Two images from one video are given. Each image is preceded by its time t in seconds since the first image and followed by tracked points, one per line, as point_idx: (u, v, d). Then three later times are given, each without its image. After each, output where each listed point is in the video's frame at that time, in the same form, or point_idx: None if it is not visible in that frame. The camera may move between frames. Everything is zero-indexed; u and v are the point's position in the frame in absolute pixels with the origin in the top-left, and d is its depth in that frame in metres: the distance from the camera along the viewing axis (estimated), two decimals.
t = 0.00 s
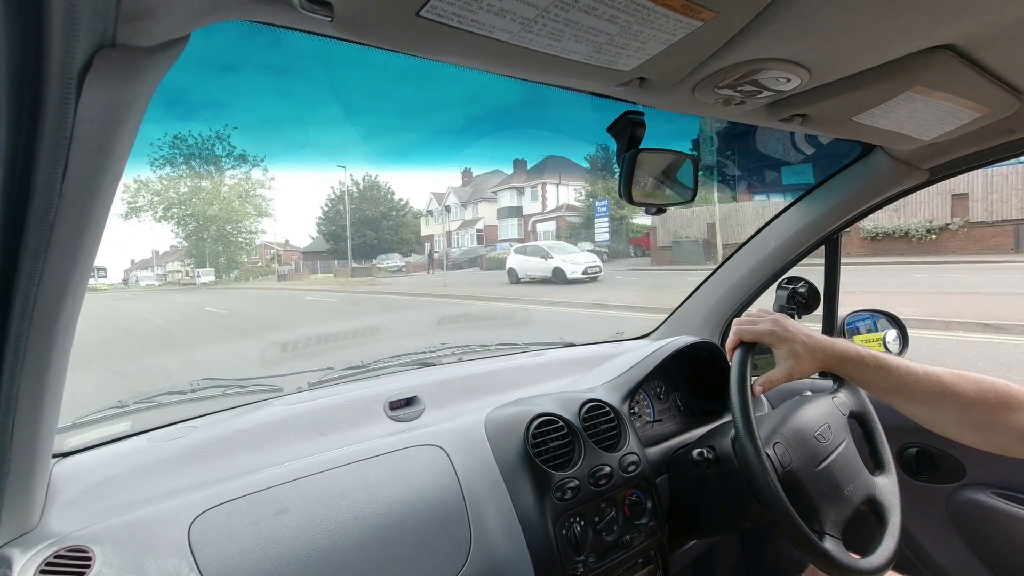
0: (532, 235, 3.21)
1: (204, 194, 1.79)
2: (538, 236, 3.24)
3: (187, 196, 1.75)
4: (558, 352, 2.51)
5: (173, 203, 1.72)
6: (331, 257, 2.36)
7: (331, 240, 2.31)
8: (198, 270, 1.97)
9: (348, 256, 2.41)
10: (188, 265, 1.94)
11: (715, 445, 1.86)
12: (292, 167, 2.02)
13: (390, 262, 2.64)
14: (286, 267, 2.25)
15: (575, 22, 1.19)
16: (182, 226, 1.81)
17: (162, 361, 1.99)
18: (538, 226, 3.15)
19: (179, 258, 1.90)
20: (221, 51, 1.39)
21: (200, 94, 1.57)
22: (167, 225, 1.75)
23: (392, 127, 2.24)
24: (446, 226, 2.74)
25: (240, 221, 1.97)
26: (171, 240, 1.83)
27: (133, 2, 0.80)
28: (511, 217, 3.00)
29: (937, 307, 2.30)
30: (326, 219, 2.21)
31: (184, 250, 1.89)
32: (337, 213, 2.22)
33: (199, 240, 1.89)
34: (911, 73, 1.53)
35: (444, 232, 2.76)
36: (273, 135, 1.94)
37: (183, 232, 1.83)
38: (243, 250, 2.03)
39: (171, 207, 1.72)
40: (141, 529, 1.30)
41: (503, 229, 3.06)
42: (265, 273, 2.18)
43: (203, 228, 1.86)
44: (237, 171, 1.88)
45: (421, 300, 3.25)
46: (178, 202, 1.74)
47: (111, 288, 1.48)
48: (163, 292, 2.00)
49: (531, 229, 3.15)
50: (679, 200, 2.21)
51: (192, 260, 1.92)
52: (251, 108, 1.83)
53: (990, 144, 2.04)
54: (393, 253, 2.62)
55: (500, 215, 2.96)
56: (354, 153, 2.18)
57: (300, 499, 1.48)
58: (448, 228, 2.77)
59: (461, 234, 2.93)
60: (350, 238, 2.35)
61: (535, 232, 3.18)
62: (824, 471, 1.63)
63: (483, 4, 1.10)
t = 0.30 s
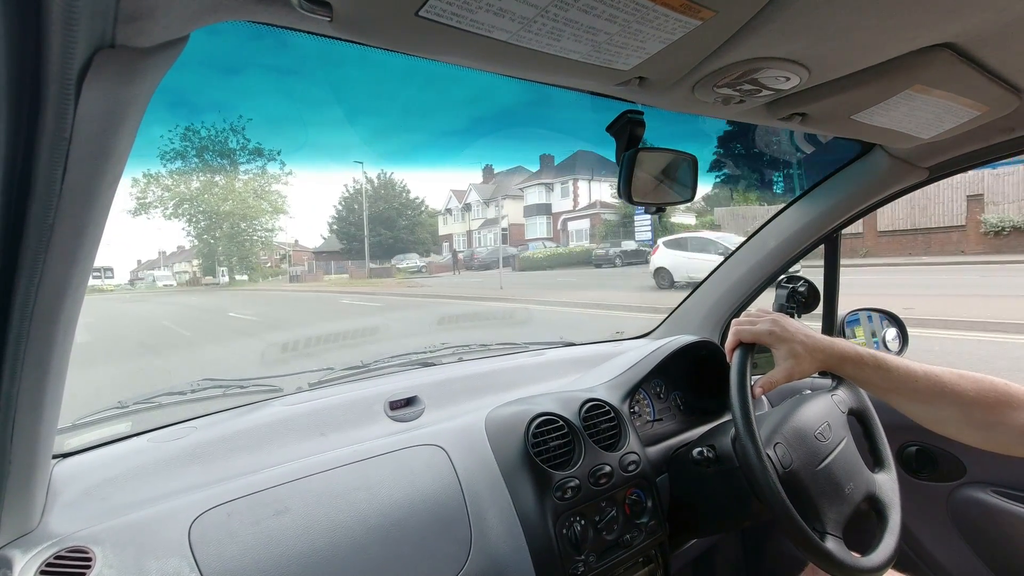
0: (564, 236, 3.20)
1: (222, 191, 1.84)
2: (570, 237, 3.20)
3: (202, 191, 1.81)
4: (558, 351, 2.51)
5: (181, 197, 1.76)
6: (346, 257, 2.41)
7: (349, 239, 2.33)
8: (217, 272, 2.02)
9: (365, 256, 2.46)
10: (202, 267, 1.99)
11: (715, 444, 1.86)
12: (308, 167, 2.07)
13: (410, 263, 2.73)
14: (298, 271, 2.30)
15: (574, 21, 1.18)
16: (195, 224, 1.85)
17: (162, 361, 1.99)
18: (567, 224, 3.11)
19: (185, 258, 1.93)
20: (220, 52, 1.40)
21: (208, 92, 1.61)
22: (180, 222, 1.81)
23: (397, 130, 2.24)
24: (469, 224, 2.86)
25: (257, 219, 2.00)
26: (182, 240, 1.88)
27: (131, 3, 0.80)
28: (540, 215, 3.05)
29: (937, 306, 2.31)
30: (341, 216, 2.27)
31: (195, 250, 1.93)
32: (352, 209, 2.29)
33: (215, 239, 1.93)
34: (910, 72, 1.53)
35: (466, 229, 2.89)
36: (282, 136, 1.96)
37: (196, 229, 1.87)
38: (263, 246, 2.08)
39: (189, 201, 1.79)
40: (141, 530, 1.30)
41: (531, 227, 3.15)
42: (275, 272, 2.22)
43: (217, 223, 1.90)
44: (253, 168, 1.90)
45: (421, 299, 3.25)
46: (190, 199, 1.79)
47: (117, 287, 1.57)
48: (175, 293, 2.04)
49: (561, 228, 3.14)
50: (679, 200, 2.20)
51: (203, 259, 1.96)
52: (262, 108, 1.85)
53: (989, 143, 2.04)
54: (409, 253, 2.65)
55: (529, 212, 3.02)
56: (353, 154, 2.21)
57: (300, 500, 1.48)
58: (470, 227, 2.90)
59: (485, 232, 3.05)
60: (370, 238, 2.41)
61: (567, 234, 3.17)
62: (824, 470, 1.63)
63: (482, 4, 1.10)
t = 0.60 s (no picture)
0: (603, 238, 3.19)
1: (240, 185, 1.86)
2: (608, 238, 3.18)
3: (218, 186, 1.82)
4: (557, 351, 2.51)
5: (196, 194, 1.81)
6: (360, 257, 2.56)
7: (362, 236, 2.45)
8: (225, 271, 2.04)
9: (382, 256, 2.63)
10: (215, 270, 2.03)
11: (714, 445, 1.86)
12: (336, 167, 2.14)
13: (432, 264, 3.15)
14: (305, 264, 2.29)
15: (574, 21, 1.18)
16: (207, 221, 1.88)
17: (163, 360, 1.99)
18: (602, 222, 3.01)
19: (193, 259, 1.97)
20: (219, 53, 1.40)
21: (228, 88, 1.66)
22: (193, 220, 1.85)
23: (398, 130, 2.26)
24: (492, 223, 3.18)
25: (275, 215, 2.05)
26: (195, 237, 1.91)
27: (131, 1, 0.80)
28: (570, 213, 3.00)
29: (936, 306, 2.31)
30: (356, 214, 2.35)
31: (206, 252, 1.97)
32: (368, 207, 2.37)
33: (231, 233, 1.95)
34: (909, 73, 1.53)
35: (485, 227, 3.18)
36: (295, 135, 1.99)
37: (211, 225, 1.89)
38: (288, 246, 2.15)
39: (206, 197, 1.83)
40: (140, 529, 1.30)
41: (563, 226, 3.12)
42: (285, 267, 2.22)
43: (231, 218, 1.92)
44: (272, 161, 1.93)
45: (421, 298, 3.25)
46: (205, 195, 1.83)
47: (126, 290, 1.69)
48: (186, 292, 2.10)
49: (594, 227, 3.07)
50: (679, 200, 2.20)
51: (214, 260, 2.00)
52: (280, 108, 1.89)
53: (988, 143, 2.04)
54: (430, 253, 2.99)
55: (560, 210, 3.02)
56: (357, 155, 2.21)
57: (300, 499, 1.48)
58: (493, 226, 3.22)
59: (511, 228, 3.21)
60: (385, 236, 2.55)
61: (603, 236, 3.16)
62: (822, 470, 1.63)
63: (482, 3, 1.10)
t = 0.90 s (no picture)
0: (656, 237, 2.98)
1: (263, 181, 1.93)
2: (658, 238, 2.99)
3: (238, 180, 1.88)
4: (557, 351, 2.51)
5: (220, 189, 1.87)
6: (378, 257, 2.60)
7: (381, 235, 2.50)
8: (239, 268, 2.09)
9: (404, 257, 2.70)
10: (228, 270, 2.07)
11: (714, 444, 1.86)
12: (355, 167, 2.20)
13: (459, 266, 3.23)
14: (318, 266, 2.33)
15: (572, 21, 1.18)
16: (228, 218, 1.92)
17: (162, 361, 1.99)
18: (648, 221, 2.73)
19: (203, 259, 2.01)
20: (214, 53, 1.39)
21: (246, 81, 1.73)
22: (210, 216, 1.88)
23: (398, 131, 2.34)
24: (519, 222, 3.29)
25: (297, 211, 2.09)
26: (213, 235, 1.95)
27: (128, 3, 0.80)
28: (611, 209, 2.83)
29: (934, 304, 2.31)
30: (374, 212, 2.36)
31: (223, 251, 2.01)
32: (389, 204, 2.40)
33: (252, 231, 2.00)
34: (907, 71, 1.53)
35: (511, 227, 3.29)
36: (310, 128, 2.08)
37: (229, 222, 1.94)
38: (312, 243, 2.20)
39: (225, 190, 1.88)
40: (141, 530, 1.30)
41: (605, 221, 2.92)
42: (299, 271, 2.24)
43: (248, 209, 1.96)
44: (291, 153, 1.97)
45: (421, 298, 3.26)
46: (222, 187, 1.87)
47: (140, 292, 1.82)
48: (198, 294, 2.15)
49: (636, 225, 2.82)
50: (678, 199, 2.20)
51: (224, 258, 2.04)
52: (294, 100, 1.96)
53: (986, 142, 2.05)
54: (453, 253, 3.11)
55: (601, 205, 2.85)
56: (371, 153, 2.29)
57: (300, 500, 1.48)
58: (520, 225, 3.30)
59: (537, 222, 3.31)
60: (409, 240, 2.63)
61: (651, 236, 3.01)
62: (822, 469, 1.64)
63: (480, 3, 1.10)
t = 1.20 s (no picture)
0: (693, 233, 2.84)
1: (285, 176, 2.02)
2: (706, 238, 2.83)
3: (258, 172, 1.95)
4: (556, 350, 2.51)
5: (241, 180, 1.94)
6: (398, 255, 3.02)
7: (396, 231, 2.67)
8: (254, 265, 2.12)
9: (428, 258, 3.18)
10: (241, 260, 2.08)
11: (713, 443, 1.86)
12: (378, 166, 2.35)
13: (487, 266, 3.49)
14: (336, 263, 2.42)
15: (571, 20, 1.18)
16: (248, 212, 1.99)
17: (162, 361, 1.99)
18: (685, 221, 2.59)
19: (215, 258, 2.04)
20: (211, 53, 1.38)
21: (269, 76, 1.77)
22: (230, 210, 1.94)
23: (413, 128, 2.44)
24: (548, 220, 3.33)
25: (322, 207, 2.21)
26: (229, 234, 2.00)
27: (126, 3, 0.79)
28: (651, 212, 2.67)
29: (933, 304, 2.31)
30: (393, 208, 2.55)
31: (236, 250, 2.05)
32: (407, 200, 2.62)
33: (275, 228, 2.08)
34: (907, 70, 1.53)
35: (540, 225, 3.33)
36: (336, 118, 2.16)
37: (250, 216, 2.01)
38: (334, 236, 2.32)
39: (246, 184, 1.95)
40: (141, 531, 1.30)
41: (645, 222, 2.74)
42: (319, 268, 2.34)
43: (269, 204, 2.04)
44: (314, 145, 2.06)
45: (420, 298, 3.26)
46: (243, 180, 1.94)
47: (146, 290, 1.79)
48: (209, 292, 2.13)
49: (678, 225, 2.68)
50: (678, 199, 2.20)
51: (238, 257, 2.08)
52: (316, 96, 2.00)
53: (985, 141, 2.05)
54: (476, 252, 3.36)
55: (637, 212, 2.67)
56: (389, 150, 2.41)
57: (300, 500, 1.48)
58: (548, 224, 3.35)
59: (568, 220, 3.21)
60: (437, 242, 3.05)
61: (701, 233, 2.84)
62: (822, 469, 1.64)
63: (479, 3, 1.10)
